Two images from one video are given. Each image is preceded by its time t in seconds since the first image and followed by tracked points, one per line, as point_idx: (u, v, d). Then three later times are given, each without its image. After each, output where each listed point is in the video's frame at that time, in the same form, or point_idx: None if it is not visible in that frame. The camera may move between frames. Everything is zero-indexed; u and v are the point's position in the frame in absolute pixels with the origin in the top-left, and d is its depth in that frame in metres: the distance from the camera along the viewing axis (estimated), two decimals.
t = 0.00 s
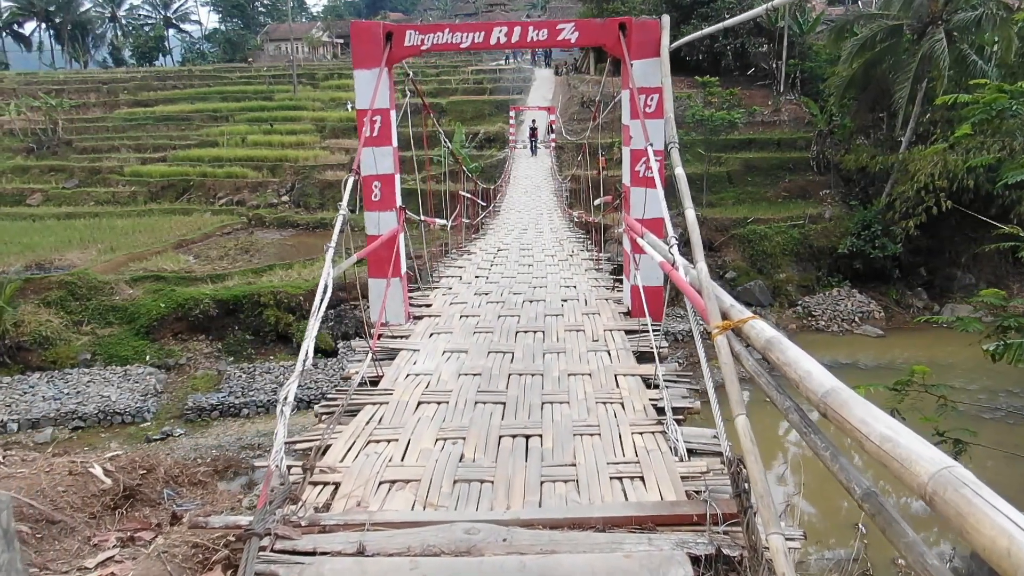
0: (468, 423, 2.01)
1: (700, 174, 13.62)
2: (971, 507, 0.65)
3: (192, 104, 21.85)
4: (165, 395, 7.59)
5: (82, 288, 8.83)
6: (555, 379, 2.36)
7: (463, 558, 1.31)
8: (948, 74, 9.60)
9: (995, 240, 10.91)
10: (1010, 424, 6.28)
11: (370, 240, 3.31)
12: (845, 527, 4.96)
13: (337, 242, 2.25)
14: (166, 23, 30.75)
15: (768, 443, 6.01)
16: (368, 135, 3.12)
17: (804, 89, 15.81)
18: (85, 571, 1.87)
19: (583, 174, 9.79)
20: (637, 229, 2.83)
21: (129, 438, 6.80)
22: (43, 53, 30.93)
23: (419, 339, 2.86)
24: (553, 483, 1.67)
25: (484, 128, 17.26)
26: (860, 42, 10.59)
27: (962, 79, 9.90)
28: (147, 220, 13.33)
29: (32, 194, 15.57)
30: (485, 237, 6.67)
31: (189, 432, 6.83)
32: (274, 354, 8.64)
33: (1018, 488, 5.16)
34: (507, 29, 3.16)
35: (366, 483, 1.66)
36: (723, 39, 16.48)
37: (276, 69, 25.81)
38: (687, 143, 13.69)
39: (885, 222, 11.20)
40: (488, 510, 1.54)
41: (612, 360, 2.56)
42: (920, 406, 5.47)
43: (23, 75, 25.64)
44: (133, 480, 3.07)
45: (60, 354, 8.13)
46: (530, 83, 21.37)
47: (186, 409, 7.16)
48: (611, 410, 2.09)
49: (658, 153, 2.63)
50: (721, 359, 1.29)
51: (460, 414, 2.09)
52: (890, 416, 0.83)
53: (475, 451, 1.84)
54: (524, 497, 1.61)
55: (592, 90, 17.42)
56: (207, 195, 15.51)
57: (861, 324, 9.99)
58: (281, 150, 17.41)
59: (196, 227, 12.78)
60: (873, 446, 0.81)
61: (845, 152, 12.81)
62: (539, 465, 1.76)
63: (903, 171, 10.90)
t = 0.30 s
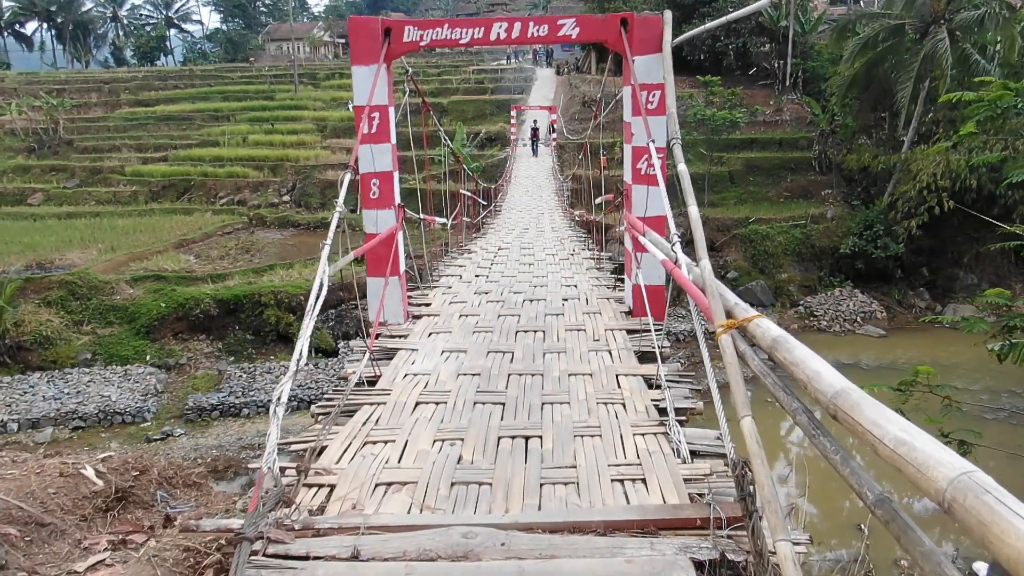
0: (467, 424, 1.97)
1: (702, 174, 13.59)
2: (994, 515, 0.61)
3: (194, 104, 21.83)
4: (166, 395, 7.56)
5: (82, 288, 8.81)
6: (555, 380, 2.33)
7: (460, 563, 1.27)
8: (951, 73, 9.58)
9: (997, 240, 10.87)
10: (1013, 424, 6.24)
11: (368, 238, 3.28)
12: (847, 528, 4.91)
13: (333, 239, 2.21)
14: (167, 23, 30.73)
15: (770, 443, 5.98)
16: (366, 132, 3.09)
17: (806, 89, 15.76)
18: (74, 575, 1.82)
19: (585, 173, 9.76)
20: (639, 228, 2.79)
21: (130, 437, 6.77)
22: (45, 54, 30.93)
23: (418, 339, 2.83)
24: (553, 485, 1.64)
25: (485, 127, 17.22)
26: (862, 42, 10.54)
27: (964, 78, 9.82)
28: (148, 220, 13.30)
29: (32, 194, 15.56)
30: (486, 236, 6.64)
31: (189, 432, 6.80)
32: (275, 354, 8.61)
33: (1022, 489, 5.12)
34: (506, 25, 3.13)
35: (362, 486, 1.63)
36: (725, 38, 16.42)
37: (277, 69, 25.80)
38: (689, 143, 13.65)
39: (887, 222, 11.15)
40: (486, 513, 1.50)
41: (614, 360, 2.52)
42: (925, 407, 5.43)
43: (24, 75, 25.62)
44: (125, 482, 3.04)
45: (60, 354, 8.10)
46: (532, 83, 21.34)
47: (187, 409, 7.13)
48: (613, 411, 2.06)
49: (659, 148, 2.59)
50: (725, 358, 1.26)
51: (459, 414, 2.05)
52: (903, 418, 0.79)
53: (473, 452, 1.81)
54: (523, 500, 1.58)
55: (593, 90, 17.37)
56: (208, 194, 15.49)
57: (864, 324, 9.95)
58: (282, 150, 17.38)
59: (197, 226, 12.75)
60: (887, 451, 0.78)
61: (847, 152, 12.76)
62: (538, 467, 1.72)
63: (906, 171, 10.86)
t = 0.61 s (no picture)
0: (465, 425, 1.94)
1: (703, 174, 13.55)
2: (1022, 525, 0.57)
3: (194, 104, 21.80)
4: (166, 395, 7.52)
5: (82, 287, 8.78)
6: (556, 380, 2.29)
7: (457, 569, 1.23)
8: (953, 73, 9.54)
9: (999, 240, 10.83)
10: (1016, 425, 6.20)
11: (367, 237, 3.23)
12: (850, 529, 4.88)
13: (329, 238, 2.18)
14: (168, 23, 30.70)
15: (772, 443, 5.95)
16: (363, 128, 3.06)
17: (807, 88, 15.72)
18: None
19: (586, 173, 9.72)
20: (641, 225, 2.76)
21: (129, 438, 6.74)
22: (46, 54, 30.95)
23: (417, 338, 2.79)
24: (553, 488, 1.60)
25: (486, 127, 17.19)
26: (863, 41, 10.49)
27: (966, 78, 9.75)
28: (148, 220, 13.27)
29: (33, 193, 15.53)
30: (487, 235, 6.61)
31: (189, 433, 6.76)
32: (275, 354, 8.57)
33: None
34: (507, 20, 3.09)
35: (358, 488, 1.59)
36: (726, 38, 16.36)
37: (278, 68, 25.78)
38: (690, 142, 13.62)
39: (889, 222, 11.11)
40: (484, 516, 1.47)
41: (616, 360, 2.49)
42: (928, 406, 5.38)
43: (25, 75, 25.59)
44: (118, 484, 2.97)
45: (60, 354, 8.07)
46: (533, 83, 21.30)
47: (186, 409, 7.10)
48: (615, 412, 2.02)
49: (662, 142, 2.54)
50: (732, 357, 1.23)
51: (458, 415, 2.02)
52: (919, 419, 0.76)
53: (472, 454, 1.77)
54: (523, 502, 1.54)
55: (594, 89, 17.33)
56: (208, 194, 15.45)
57: (866, 325, 9.91)
58: (282, 150, 17.35)
59: (197, 226, 12.71)
60: (904, 455, 0.74)
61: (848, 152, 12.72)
62: (539, 470, 1.68)
63: (908, 171, 10.81)
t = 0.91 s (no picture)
0: (465, 426, 1.89)
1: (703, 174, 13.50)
2: None
3: (194, 103, 21.77)
4: (166, 395, 7.48)
5: (82, 287, 8.74)
6: (557, 380, 2.25)
7: None
8: (955, 72, 9.50)
9: (1001, 240, 10.79)
10: (1019, 425, 6.16)
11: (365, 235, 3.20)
12: (852, 529, 4.85)
13: (325, 235, 2.13)
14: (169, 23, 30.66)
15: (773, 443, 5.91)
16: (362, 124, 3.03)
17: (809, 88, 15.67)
18: None
19: (586, 171, 9.68)
20: (643, 223, 2.72)
21: (129, 438, 6.70)
22: (46, 54, 30.92)
23: (416, 338, 2.75)
24: (555, 491, 1.56)
25: (487, 127, 17.15)
26: (865, 40, 10.43)
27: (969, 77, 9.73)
28: (148, 219, 13.23)
29: (33, 193, 15.49)
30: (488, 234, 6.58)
31: (189, 433, 6.72)
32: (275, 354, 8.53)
33: None
34: (507, 15, 3.07)
35: (354, 490, 1.55)
36: (727, 37, 16.30)
37: (278, 68, 25.74)
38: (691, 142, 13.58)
39: (891, 222, 11.06)
40: (484, 521, 1.43)
41: (618, 359, 2.45)
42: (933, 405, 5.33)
43: (25, 75, 25.55)
44: (110, 486, 2.93)
45: (59, 354, 8.04)
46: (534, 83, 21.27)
47: (186, 409, 7.06)
48: (617, 412, 1.98)
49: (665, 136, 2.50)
50: (741, 356, 1.19)
51: (457, 416, 1.98)
52: (942, 423, 0.72)
53: (472, 456, 1.73)
54: (524, 505, 1.50)
55: (595, 89, 17.27)
56: (208, 194, 15.41)
57: (867, 325, 9.86)
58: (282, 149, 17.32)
59: (198, 226, 12.67)
60: (927, 460, 0.70)
61: (850, 151, 12.66)
62: (539, 472, 1.64)
63: (910, 171, 10.77)
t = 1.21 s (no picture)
0: (464, 427, 1.86)
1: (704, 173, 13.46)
2: None
3: (194, 103, 21.74)
4: (165, 395, 7.45)
5: (82, 287, 8.70)
6: (558, 380, 2.21)
7: None
8: (957, 72, 9.47)
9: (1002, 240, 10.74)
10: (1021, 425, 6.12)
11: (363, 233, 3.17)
12: (854, 527, 4.84)
13: (321, 232, 2.10)
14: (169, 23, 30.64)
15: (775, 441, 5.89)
16: (361, 121, 3.00)
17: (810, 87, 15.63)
18: None
19: (587, 171, 9.65)
20: (645, 221, 2.68)
21: (129, 438, 6.66)
22: (47, 54, 30.88)
23: (414, 338, 2.71)
24: (556, 494, 1.52)
25: (487, 126, 17.12)
26: (867, 39, 10.38)
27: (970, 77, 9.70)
28: (148, 219, 13.20)
29: (33, 192, 15.45)
30: (488, 234, 6.55)
31: (189, 433, 6.68)
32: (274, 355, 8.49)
33: None
34: (507, 10, 3.02)
35: (350, 494, 1.51)
36: (727, 37, 16.25)
37: (279, 68, 25.72)
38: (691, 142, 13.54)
39: (892, 222, 11.02)
40: (482, 525, 1.39)
41: (620, 359, 2.41)
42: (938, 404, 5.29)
43: (26, 75, 25.53)
44: (102, 488, 2.91)
45: (59, 354, 8.00)
46: (534, 82, 21.24)
47: (186, 409, 7.02)
48: (619, 413, 1.94)
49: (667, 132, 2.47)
50: (748, 356, 1.15)
51: (456, 417, 1.94)
52: (965, 426, 0.68)
53: (471, 458, 1.69)
54: (523, 509, 1.46)
55: (595, 89, 17.22)
56: (208, 193, 15.37)
57: (869, 324, 9.82)
58: (283, 149, 17.28)
59: (198, 226, 12.63)
60: (950, 466, 0.66)
61: (850, 151, 12.62)
62: (540, 475, 1.60)
63: (911, 170, 10.72)
